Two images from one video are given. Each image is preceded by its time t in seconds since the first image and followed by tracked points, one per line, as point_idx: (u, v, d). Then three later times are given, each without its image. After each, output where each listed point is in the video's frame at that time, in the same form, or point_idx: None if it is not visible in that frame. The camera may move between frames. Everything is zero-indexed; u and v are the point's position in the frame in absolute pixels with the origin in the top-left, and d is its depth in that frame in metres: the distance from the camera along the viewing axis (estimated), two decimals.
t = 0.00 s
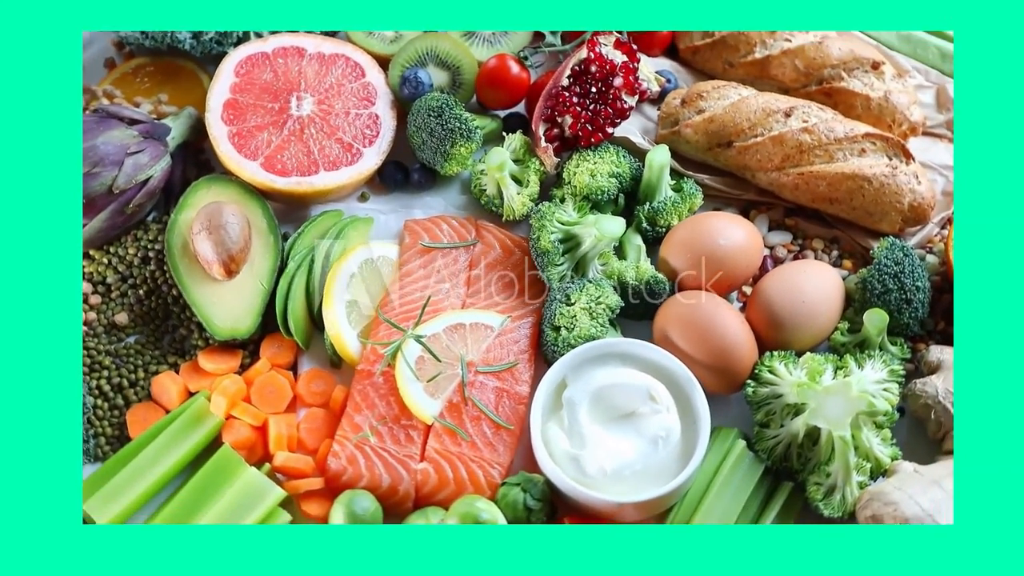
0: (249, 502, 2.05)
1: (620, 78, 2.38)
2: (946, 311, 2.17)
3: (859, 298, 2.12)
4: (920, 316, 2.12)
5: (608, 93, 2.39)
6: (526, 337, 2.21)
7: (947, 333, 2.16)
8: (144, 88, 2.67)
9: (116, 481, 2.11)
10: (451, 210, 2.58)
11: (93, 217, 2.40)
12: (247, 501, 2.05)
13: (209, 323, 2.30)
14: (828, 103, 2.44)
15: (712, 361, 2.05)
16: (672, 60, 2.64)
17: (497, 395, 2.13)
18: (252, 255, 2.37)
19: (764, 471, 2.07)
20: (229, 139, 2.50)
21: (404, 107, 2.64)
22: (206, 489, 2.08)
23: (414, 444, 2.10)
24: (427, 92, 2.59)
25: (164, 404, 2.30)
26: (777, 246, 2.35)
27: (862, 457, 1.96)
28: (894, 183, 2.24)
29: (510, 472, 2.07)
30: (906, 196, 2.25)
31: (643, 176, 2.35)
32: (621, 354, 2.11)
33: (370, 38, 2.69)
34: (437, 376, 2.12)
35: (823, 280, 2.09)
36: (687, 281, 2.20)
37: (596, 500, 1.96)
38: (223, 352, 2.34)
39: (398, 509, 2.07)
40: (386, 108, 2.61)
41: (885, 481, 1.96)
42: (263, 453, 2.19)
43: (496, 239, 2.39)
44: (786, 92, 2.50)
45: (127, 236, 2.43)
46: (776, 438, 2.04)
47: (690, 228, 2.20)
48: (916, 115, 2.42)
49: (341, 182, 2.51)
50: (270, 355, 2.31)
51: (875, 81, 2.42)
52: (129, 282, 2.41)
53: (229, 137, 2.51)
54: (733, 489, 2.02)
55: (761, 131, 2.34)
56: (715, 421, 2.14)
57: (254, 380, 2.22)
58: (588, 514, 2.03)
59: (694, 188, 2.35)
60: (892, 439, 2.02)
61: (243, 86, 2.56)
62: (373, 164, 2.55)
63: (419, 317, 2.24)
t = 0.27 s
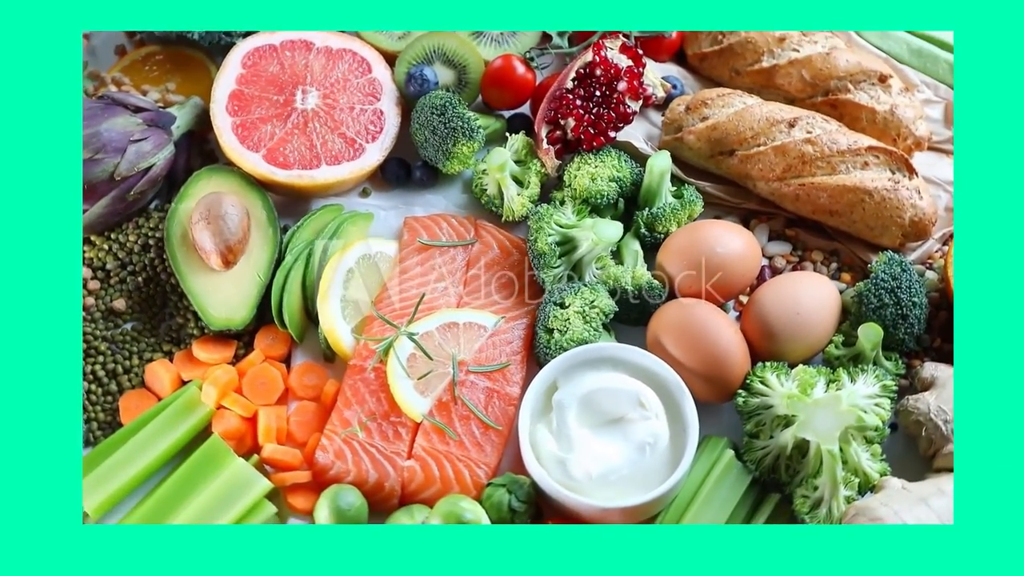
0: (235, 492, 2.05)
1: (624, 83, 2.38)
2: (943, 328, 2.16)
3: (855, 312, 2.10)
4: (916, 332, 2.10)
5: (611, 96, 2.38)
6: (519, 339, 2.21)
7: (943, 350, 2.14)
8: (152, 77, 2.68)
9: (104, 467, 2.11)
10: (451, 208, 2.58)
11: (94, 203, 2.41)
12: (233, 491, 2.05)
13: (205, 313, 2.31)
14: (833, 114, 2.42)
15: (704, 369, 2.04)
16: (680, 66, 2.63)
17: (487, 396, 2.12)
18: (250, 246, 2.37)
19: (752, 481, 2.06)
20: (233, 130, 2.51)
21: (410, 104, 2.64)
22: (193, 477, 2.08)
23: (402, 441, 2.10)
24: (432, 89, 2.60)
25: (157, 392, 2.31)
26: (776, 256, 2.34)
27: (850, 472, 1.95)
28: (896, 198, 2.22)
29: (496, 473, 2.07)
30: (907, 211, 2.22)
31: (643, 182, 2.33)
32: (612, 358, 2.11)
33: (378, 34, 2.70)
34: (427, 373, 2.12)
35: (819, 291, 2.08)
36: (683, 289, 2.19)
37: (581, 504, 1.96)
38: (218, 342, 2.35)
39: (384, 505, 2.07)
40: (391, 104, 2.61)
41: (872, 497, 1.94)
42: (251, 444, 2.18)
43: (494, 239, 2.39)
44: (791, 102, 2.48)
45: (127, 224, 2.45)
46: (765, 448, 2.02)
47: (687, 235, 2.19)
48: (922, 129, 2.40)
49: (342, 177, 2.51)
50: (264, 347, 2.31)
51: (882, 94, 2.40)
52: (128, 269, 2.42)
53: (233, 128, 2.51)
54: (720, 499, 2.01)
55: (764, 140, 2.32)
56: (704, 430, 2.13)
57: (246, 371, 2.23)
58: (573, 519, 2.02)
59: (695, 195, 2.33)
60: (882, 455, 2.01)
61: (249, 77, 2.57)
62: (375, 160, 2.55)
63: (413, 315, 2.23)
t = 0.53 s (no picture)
0: (220, 481, 2.06)
1: (628, 88, 2.36)
2: (938, 347, 2.14)
3: (850, 327, 2.09)
4: (910, 350, 2.08)
5: (615, 101, 2.38)
6: (511, 340, 2.20)
7: (937, 369, 2.13)
8: (162, 64, 2.68)
9: (91, 451, 2.11)
10: (452, 207, 2.58)
11: (96, 188, 2.42)
12: (217, 481, 2.06)
13: (200, 301, 2.32)
14: (839, 128, 2.41)
15: (694, 379, 2.03)
16: (688, 73, 2.63)
17: (476, 395, 2.12)
18: (249, 237, 2.38)
19: (737, 493, 2.04)
20: (237, 121, 2.52)
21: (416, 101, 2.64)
22: (178, 465, 2.08)
23: (389, 437, 2.10)
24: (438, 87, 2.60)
25: (149, 378, 2.31)
26: (774, 268, 2.33)
27: (836, 487, 1.94)
28: (896, 214, 2.20)
29: (481, 474, 2.07)
30: (908, 228, 2.20)
31: (643, 188, 2.33)
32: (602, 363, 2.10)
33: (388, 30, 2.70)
34: (417, 370, 2.12)
35: (814, 305, 2.07)
36: (677, 297, 2.18)
37: (563, 508, 1.95)
38: (212, 331, 2.36)
39: (368, 500, 2.07)
40: (397, 100, 2.61)
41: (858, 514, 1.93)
42: (239, 434, 2.18)
43: (492, 239, 2.39)
44: (797, 114, 2.46)
45: (129, 210, 2.46)
46: (751, 460, 2.01)
47: (684, 243, 2.18)
48: (927, 146, 2.37)
49: (343, 171, 2.52)
50: (258, 337, 2.32)
51: (888, 109, 2.38)
52: (128, 254, 2.43)
53: (237, 118, 2.52)
54: (703, 510, 2.00)
55: (767, 150, 2.31)
56: (693, 438, 2.12)
57: (238, 361, 2.23)
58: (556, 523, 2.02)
59: (695, 203, 2.32)
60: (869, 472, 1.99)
61: (256, 69, 2.58)
62: (378, 155, 2.55)
63: (406, 312, 2.23)
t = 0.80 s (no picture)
0: (206, 470, 2.07)
1: (632, 93, 2.35)
2: (933, 365, 2.12)
3: (843, 341, 2.08)
4: (904, 367, 2.07)
5: (618, 106, 2.36)
6: (504, 341, 2.20)
7: (931, 387, 2.11)
8: (172, 52, 2.67)
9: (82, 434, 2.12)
10: (453, 205, 2.58)
11: (98, 173, 2.43)
12: (203, 470, 2.07)
13: (196, 290, 2.33)
14: (843, 141, 2.38)
15: (684, 387, 2.02)
16: (696, 81, 2.62)
17: (465, 395, 2.12)
18: (248, 228, 2.39)
19: (723, 503, 2.03)
20: (242, 112, 2.52)
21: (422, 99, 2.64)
22: (167, 452, 2.09)
23: (376, 433, 2.10)
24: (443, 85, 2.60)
25: (143, 363, 2.33)
26: (771, 278, 2.31)
27: (822, 502, 1.93)
28: (896, 229, 2.17)
29: (467, 473, 2.06)
30: (907, 244, 2.18)
31: (643, 194, 2.32)
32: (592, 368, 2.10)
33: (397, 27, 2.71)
34: (408, 367, 2.13)
35: (808, 317, 2.05)
36: (672, 304, 2.17)
37: (545, 511, 1.95)
38: (207, 320, 2.37)
39: (352, 495, 2.07)
40: (402, 97, 2.61)
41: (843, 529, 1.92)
42: (229, 424, 2.19)
43: (491, 239, 2.39)
44: (802, 125, 2.45)
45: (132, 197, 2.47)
46: (738, 471, 2.00)
47: (681, 251, 2.17)
48: (932, 162, 2.35)
49: (345, 166, 2.52)
50: (252, 328, 2.33)
51: (894, 124, 2.36)
52: (129, 240, 2.45)
53: (242, 109, 2.53)
54: (686, 517, 2.00)
55: (769, 161, 2.29)
56: (681, 447, 2.11)
57: (231, 351, 2.24)
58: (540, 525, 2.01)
59: (694, 211, 2.32)
60: (857, 488, 1.98)
61: (263, 61, 2.58)
62: (380, 151, 2.56)
63: (399, 310, 2.24)
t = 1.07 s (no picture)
0: (192, 458, 2.08)
1: (635, 98, 2.35)
2: (926, 383, 2.11)
3: (835, 355, 2.07)
4: (897, 384, 2.05)
5: (622, 110, 2.36)
6: (497, 342, 2.20)
7: (923, 406, 2.09)
8: (183, 41, 2.64)
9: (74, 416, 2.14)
10: (454, 204, 2.58)
11: (102, 158, 2.45)
12: (190, 458, 2.08)
13: (194, 279, 2.34)
14: (847, 154, 2.35)
15: (674, 396, 2.01)
16: (703, 88, 2.60)
17: (455, 394, 2.12)
18: (248, 218, 2.40)
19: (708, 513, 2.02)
20: (247, 103, 2.53)
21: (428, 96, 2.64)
22: (156, 438, 2.10)
23: (364, 428, 2.10)
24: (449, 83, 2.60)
25: (137, 349, 2.35)
26: (768, 289, 2.30)
27: (805, 516, 1.92)
28: (895, 245, 2.16)
29: (453, 472, 2.06)
30: (905, 260, 2.16)
31: (642, 200, 2.31)
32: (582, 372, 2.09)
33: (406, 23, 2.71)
34: (399, 364, 2.13)
35: (803, 330, 2.04)
36: (667, 311, 2.16)
37: (528, 514, 1.94)
38: (202, 309, 2.38)
39: (337, 490, 2.07)
40: (408, 94, 2.61)
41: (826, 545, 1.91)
42: (218, 413, 2.19)
43: (489, 240, 2.38)
44: (807, 136, 2.42)
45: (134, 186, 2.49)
46: (723, 481, 2.00)
47: (677, 258, 2.16)
48: (936, 179, 2.32)
49: (346, 161, 2.52)
50: (247, 318, 2.34)
51: (899, 139, 2.33)
52: (131, 227, 2.47)
53: (247, 100, 2.53)
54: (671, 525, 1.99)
55: (770, 171, 2.27)
56: (669, 454, 2.10)
57: (224, 341, 2.24)
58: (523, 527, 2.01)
59: (693, 219, 2.31)
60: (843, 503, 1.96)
61: (271, 52, 2.59)
62: (383, 147, 2.56)
63: (392, 307, 2.25)
